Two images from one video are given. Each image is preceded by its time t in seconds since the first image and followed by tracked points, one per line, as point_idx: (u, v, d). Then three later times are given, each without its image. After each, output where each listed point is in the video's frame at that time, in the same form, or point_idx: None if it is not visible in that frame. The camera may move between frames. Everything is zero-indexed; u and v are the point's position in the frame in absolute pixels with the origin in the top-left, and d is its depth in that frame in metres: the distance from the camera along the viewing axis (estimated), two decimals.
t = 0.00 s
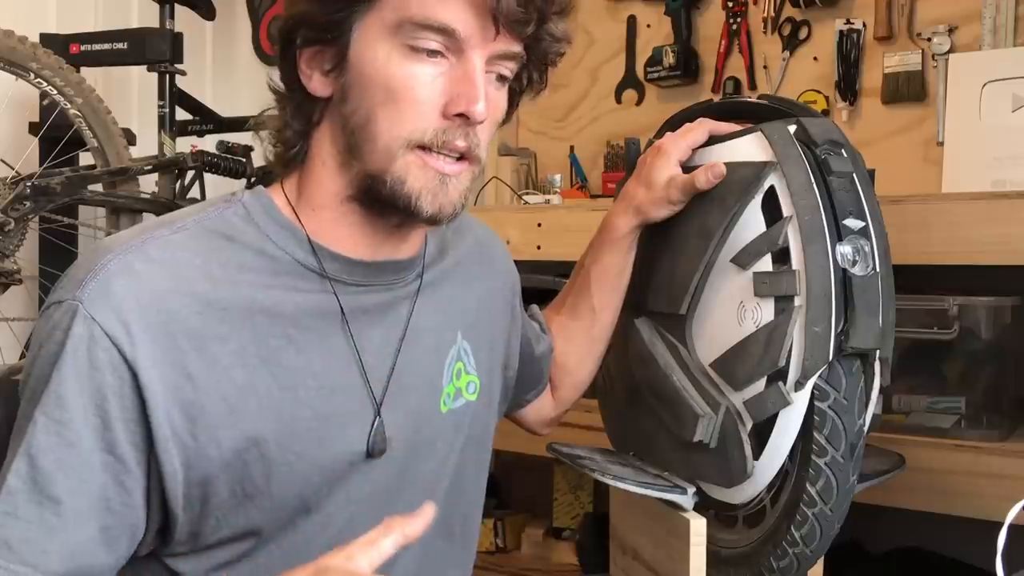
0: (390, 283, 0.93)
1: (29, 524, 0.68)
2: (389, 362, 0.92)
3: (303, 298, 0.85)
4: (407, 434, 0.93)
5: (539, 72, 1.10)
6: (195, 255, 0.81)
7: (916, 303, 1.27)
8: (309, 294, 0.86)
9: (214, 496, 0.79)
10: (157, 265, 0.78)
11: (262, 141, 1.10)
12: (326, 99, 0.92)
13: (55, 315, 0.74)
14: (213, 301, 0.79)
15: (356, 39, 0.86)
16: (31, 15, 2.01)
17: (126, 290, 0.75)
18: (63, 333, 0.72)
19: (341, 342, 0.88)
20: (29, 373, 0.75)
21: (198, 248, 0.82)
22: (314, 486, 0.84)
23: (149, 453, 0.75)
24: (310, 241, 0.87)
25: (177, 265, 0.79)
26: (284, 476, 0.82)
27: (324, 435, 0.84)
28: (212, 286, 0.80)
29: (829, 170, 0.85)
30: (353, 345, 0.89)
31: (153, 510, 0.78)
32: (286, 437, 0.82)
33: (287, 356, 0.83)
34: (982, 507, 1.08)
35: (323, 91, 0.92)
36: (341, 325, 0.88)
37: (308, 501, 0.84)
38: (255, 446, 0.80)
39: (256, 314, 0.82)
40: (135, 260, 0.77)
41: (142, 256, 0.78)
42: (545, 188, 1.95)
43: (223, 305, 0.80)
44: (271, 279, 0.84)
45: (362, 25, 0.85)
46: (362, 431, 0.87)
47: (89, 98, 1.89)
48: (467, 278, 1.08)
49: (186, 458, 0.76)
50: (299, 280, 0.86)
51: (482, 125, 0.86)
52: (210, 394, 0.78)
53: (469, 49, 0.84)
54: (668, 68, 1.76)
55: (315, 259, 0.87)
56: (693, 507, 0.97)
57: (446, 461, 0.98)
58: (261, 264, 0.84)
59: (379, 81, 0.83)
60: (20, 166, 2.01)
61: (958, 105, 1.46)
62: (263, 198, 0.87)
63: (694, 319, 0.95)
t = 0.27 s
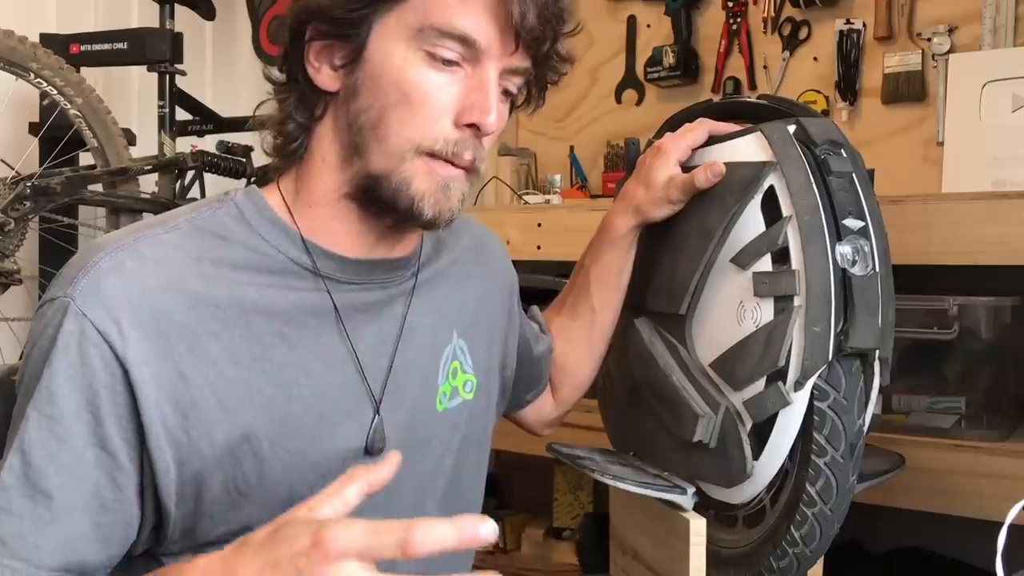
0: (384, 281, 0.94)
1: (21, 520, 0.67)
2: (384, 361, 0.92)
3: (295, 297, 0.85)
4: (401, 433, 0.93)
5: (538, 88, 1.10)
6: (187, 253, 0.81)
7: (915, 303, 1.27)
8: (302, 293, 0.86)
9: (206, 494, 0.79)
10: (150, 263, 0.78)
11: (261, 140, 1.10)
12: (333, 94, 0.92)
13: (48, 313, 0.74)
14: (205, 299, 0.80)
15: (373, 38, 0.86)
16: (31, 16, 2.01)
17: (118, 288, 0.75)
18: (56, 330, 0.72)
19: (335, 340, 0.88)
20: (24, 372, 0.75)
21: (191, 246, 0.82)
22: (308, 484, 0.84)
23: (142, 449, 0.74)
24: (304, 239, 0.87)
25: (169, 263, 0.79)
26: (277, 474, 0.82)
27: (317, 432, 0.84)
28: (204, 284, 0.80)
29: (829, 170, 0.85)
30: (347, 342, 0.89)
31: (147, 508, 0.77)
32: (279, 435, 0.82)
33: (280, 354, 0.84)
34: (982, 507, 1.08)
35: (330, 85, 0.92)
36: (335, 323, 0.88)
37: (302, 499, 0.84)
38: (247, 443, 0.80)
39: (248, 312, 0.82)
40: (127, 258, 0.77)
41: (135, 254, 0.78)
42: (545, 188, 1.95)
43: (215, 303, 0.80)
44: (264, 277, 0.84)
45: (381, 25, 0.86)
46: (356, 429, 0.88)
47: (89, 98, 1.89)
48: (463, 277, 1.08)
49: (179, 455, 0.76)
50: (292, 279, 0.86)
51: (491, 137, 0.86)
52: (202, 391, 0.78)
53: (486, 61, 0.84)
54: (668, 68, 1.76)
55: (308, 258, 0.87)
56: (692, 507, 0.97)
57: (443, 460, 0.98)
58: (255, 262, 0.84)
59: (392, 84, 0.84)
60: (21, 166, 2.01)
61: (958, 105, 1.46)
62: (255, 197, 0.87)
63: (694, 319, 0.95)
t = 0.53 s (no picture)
0: (382, 281, 0.94)
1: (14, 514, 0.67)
2: (381, 360, 0.93)
3: (291, 295, 0.86)
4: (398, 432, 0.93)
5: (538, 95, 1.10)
6: (182, 251, 0.81)
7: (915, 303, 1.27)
8: (298, 292, 0.86)
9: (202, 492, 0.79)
10: (145, 261, 0.78)
11: (260, 141, 1.10)
12: (337, 96, 0.92)
13: (43, 311, 0.74)
14: (199, 297, 0.80)
15: (378, 40, 0.86)
16: (31, 16, 2.01)
17: (112, 285, 0.75)
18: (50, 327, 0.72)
19: (330, 338, 0.88)
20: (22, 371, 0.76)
21: (186, 244, 0.82)
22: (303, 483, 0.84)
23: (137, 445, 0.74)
24: (300, 239, 0.87)
25: (164, 261, 0.79)
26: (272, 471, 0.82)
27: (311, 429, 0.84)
28: (199, 282, 0.80)
29: (829, 170, 0.85)
30: (343, 341, 0.89)
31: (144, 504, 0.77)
32: (274, 432, 0.82)
33: (274, 351, 0.84)
34: (982, 507, 1.08)
35: (334, 87, 0.92)
36: (331, 322, 0.88)
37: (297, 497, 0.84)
38: (241, 440, 0.80)
39: (242, 309, 0.82)
40: (122, 256, 0.77)
41: (130, 252, 0.78)
42: (545, 188, 1.95)
43: (209, 301, 0.80)
44: (260, 276, 0.84)
45: (387, 29, 0.86)
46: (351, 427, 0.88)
47: (88, 98, 1.89)
48: (461, 277, 1.08)
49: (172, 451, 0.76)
50: (288, 279, 0.86)
51: (493, 141, 0.86)
52: (196, 389, 0.78)
53: (490, 66, 0.84)
54: (668, 68, 1.76)
55: (305, 257, 0.87)
56: (692, 507, 0.97)
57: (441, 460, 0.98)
58: (250, 260, 0.84)
59: (395, 86, 0.84)
60: (20, 166, 2.01)
61: (958, 105, 1.46)
62: (251, 197, 0.87)
63: (694, 319, 0.95)
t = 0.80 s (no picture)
0: (379, 282, 0.94)
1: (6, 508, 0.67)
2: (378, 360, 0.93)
3: (288, 294, 0.85)
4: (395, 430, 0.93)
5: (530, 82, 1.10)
6: (177, 248, 0.81)
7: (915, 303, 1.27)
8: (294, 292, 0.86)
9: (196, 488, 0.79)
10: (139, 259, 0.78)
11: (258, 141, 1.10)
12: (335, 98, 0.92)
13: (37, 308, 0.74)
14: (194, 295, 0.80)
15: (374, 43, 0.86)
16: (31, 16, 2.01)
17: (105, 282, 0.75)
18: (43, 323, 0.72)
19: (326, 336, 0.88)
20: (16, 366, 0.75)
21: (181, 242, 0.82)
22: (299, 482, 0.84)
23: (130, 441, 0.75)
24: (296, 238, 0.87)
25: (159, 258, 0.79)
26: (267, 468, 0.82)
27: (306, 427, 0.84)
28: (194, 280, 0.80)
29: (829, 170, 0.85)
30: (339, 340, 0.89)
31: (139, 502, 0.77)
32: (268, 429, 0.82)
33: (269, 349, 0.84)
34: (981, 507, 1.08)
35: (331, 89, 0.92)
36: (328, 321, 0.88)
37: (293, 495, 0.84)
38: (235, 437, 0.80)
39: (238, 308, 0.82)
40: (117, 254, 0.78)
41: (124, 250, 0.79)
42: (545, 188, 1.95)
43: (204, 298, 0.80)
44: (256, 275, 0.84)
45: (383, 32, 0.86)
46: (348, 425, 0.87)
47: (88, 98, 1.89)
48: (459, 276, 1.08)
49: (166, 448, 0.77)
50: (283, 278, 0.86)
51: (489, 144, 0.86)
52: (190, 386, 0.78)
53: (486, 69, 0.85)
54: (668, 68, 1.76)
55: (301, 257, 0.87)
56: (692, 507, 0.97)
57: (439, 459, 0.98)
58: (246, 259, 0.84)
59: (392, 90, 0.84)
60: (20, 166, 2.01)
61: (958, 105, 1.46)
62: (248, 198, 0.87)
63: (694, 319, 0.95)
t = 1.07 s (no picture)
0: (371, 280, 0.94)
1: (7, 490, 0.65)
2: (374, 357, 0.93)
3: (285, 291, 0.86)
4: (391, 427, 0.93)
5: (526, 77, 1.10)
6: (175, 243, 0.81)
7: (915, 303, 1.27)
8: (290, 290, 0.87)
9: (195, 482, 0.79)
10: (137, 253, 0.79)
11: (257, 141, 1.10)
12: (317, 98, 0.93)
13: (34, 298, 0.73)
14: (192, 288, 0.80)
15: (348, 39, 0.87)
16: (31, 16, 2.01)
17: (104, 274, 0.75)
18: (43, 311, 0.71)
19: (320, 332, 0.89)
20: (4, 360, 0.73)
21: (178, 236, 0.82)
22: (296, 477, 0.84)
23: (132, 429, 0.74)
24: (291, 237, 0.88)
25: (157, 251, 0.80)
26: (265, 463, 0.82)
27: (302, 422, 0.85)
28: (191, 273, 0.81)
29: (829, 169, 0.85)
30: (333, 336, 0.90)
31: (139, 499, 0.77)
32: (265, 423, 0.82)
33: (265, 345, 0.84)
34: (982, 507, 1.08)
35: (314, 90, 0.94)
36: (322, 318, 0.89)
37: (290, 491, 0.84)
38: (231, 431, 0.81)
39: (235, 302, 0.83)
40: (115, 248, 0.78)
41: (121, 244, 0.78)
42: (545, 188, 1.95)
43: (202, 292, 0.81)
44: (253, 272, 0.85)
45: (354, 28, 0.87)
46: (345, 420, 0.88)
47: (88, 98, 1.89)
48: (454, 275, 1.09)
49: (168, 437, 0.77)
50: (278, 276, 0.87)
51: (468, 133, 0.85)
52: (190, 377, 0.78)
53: (457, 56, 0.85)
54: (668, 68, 1.76)
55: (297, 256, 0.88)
56: (692, 507, 0.97)
57: (435, 458, 0.98)
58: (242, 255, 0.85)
59: (368, 83, 0.84)
60: (21, 166, 2.01)
61: (958, 105, 1.46)
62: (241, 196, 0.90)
63: (694, 318, 0.95)
